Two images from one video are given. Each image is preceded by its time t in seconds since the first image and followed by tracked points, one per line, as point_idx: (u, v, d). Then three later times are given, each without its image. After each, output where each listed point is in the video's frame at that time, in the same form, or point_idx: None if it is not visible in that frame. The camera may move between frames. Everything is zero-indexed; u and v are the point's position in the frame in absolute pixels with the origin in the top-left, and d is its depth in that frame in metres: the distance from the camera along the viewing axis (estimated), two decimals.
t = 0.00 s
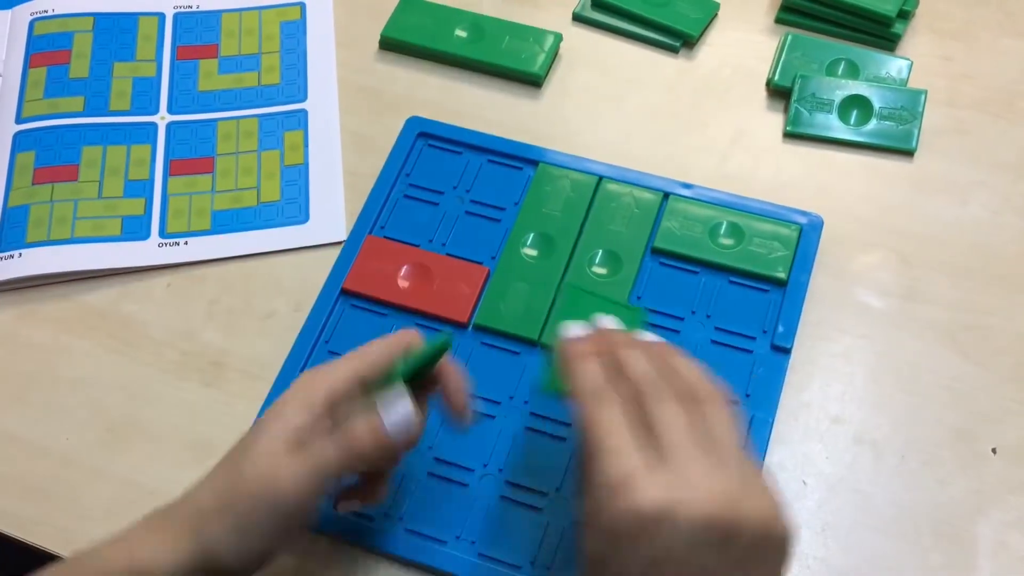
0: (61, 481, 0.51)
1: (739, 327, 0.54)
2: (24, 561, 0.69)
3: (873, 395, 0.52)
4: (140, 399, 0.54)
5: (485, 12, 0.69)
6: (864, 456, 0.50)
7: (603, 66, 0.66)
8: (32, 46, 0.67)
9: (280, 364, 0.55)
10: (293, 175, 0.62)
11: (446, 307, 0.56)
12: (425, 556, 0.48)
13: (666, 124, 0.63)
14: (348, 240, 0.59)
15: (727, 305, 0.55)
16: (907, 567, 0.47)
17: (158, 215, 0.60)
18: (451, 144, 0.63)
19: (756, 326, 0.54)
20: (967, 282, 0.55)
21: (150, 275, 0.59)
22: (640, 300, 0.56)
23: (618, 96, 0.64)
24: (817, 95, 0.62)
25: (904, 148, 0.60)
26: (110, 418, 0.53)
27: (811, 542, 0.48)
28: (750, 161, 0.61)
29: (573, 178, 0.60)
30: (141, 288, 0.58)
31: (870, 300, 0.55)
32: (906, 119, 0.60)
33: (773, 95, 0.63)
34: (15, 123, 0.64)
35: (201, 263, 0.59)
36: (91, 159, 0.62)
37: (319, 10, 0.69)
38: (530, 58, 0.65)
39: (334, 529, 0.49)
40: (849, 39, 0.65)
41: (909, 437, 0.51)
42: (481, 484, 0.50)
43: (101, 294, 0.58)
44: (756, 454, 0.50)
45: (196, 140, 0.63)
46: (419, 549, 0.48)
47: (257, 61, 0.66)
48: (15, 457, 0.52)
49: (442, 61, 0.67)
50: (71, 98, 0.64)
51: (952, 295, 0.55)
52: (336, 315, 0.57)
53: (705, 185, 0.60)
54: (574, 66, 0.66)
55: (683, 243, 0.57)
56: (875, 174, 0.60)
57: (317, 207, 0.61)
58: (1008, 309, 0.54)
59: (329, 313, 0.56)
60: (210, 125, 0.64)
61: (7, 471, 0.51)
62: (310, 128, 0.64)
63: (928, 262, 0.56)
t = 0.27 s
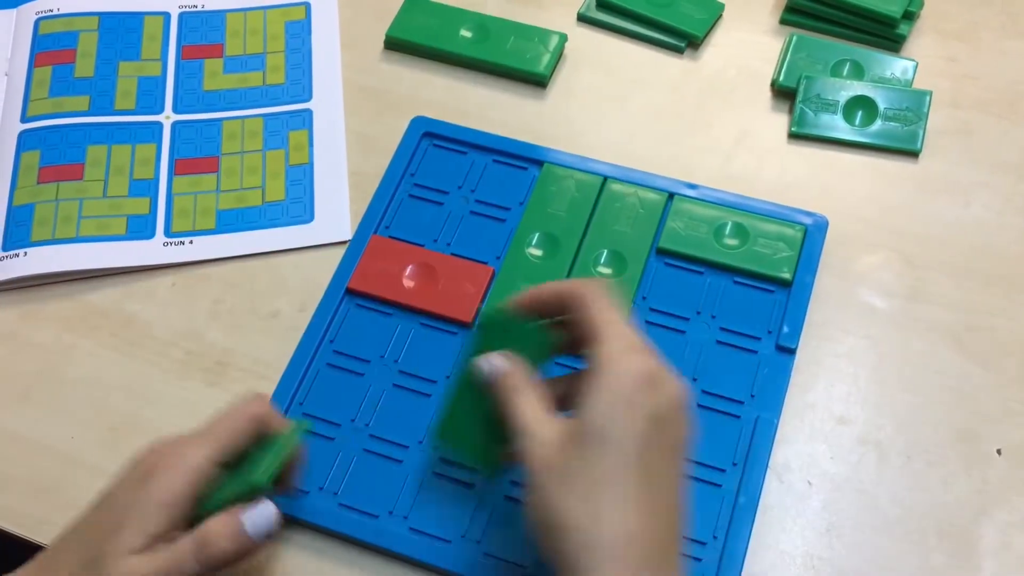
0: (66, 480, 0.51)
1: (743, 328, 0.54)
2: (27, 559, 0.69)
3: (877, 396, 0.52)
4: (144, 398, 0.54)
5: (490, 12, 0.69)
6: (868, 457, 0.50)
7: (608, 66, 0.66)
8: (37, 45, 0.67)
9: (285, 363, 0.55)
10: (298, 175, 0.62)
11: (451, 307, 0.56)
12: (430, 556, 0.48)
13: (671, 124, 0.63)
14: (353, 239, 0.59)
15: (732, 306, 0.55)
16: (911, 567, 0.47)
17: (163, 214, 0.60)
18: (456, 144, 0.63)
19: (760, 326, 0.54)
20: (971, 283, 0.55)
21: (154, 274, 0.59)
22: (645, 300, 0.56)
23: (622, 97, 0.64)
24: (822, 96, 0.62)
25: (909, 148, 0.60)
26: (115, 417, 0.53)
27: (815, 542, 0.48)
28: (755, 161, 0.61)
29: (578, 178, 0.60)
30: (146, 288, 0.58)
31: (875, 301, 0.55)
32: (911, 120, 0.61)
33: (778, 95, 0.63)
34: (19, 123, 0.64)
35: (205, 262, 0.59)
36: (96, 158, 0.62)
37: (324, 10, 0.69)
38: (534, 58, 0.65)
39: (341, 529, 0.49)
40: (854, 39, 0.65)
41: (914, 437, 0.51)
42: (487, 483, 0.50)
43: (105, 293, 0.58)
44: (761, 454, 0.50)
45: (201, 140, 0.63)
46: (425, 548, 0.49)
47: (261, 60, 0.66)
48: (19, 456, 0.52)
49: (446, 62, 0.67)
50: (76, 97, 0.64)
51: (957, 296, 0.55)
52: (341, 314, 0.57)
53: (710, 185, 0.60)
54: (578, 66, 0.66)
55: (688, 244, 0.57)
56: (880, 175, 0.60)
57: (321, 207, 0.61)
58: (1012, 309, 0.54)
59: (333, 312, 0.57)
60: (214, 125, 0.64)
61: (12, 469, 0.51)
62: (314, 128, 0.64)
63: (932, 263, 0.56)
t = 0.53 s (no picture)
0: (67, 480, 0.51)
1: (745, 329, 0.54)
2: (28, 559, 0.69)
3: (879, 397, 0.52)
4: (145, 398, 0.54)
5: (492, 12, 0.69)
6: (871, 458, 0.50)
7: (610, 67, 0.66)
8: (39, 45, 0.67)
9: (286, 363, 0.55)
10: (299, 175, 0.62)
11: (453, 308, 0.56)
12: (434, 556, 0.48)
13: (673, 125, 0.63)
14: (354, 240, 0.59)
15: (734, 307, 0.55)
16: (913, 567, 0.47)
17: (165, 214, 0.60)
18: (458, 145, 0.63)
19: (762, 327, 0.54)
20: (973, 284, 0.55)
21: (156, 274, 0.59)
22: (646, 301, 0.56)
23: (624, 97, 0.64)
24: (824, 96, 0.62)
25: (911, 150, 0.60)
26: (116, 417, 0.53)
27: (818, 543, 0.48)
28: (757, 162, 0.61)
29: (580, 179, 0.60)
30: (148, 288, 0.58)
31: (877, 302, 0.55)
32: (913, 121, 0.60)
33: (780, 96, 0.63)
34: (21, 122, 0.64)
35: (207, 263, 0.59)
36: (98, 158, 0.62)
37: (325, 10, 0.69)
38: (536, 59, 0.65)
39: (344, 530, 0.49)
40: (856, 40, 0.65)
41: (917, 439, 0.51)
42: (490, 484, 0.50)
43: (107, 293, 0.58)
44: (763, 455, 0.50)
45: (203, 139, 0.63)
46: (428, 548, 0.49)
47: (263, 60, 0.66)
48: (21, 456, 0.52)
49: (448, 62, 0.67)
50: (78, 97, 0.64)
51: (959, 298, 0.55)
52: (342, 315, 0.57)
53: (711, 186, 0.60)
54: (580, 66, 0.66)
55: (689, 245, 0.57)
56: (883, 176, 0.60)
57: (323, 207, 0.61)
58: (1015, 311, 0.54)
59: (335, 312, 0.56)
60: (216, 125, 0.64)
61: (13, 470, 0.51)
62: (316, 128, 0.64)
63: (934, 264, 0.56)
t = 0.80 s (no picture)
0: (67, 481, 0.51)
1: (745, 330, 0.54)
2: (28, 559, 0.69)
3: (880, 398, 0.52)
4: (146, 398, 0.54)
5: (492, 12, 0.69)
6: (872, 459, 0.50)
7: (611, 67, 0.66)
8: (39, 45, 0.67)
9: (286, 364, 0.55)
10: (299, 176, 0.62)
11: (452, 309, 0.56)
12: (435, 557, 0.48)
13: (674, 125, 0.63)
14: (354, 241, 0.59)
15: (734, 307, 0.55)
16: (914, 568, 0.47)
17: (165, 214, 0.60)
18: (458, 145, 0.63)
19: (762, 328, 0.54)
20: (975, 284, 0.55)
21: (156, 275, 0.59)
22: (646, 302, 0.55)
23: (625, 97, 0.64)
24: (825, 97, 0.62)
25: (912, 150, 0.60)
26: (117, 417, 0.53)
27: (818, 544, 0.48)
28: (758, 162, 0.61)
29: (579, 180, 0.60)
30: (148, 288, 0.58)
31: (878, 303, 0.55)
32: (914, 121, 0.60)
33: (780, 96, 0.63)
34: (21, 122, 0.64)
35: (207, 263, 0.59)
36: (98, 159, 0.62)
37: (326, 10, 0.69)
38: (537, 59, 0.65)
39: (344, 532, 0.49)
40: (856, 41, 0.65)
41: (918, 439, 0.50)
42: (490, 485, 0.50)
43: (107, 293, 0.58)
44: (764, 456, 0.50)
45: (203, 140, 0.63)
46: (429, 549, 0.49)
47: (263, 61, 0.66)
48: (21, 456, 0.52)
49: (448, 62, 0.67)
50: (77, 97, 0.64)
51: (960, 298, 0.55)
52: (342, 316, 0.57)
53: (711, 186, 0.60)
54: (581, 66, 0.66)
55: (689, 246, 0.57)
56: (884, 176, 0.60)
57: (323, 208, 0.60)
58: (1016, 311, 0.54)
59: (334, 314, 0.56)
60: (216, 125, 0.63)
61: (13, 470, 0.51)
62: (316, 128, 0.63)
63: (935, 265, 0.56)
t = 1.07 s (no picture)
0: (65, 482, 0.51)
1: (744, 330, 0.54)
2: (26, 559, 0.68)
3: (880, 398, 0.52)
4: (144, 399, 0.54)
5: (491, 12, 0.69)
6: (872, 459, 0.50)
7: (609, 66, 0.66)
8: (36, 45, 0.67)
9: (284, 365, 0.55)
10: (297, 176, 0.61)
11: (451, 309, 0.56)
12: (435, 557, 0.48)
13: (673, 125, 0.62)
14: (352, 241, 0.59)
15: (733, 308, 0.55)
16: (914, 568, 0.47)
17: (163, 214, 0.60)
18: (456, 145, 0.63)
19: (761, 329, 0.54)
20: (974, 284, 0.55)
21: (154, 275, 0.58)
22: (645, 302, 0.55)
23: (624, 97, 0.64)
24: (824, 96, 0.62)
25: (912, 149, 0.60)
26: (115, 418, 0.53)
27: (818, 545, 0.48)
28: (758, 162, 0.61)
29: (577, 180, 0.60)
30: (146, 289, 0.58)
31: (878, 303, 0.55)
32: (913, 121, 0.60)
33: (780, 96, 0.63)
34: (18, 122, 0.63)
35: (206, 263, 0.59)
36: (95, 159, 0.62)
37: (324, 10, 0.69)
38: (535, 58, 0.65)
39: (343, 533, 0.49)
40: (855, 40, 0.65)
41: (918, 440, 0.50)
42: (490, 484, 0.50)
43: (105, 294, 0.58)
44: (763, 457, 0.50)
45: (201, 140, 0.63)
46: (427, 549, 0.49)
47: (261, 60, 0.66)
48: (19, 457, 0.52)
49: (447, 62, 0.67)
50: (75, 97, 0.64)
51: (960, 298, 0.55)
52: (340, 316, 0.56)
53: (710, 186, 0.60)
54: (579, 66, 0.66)
55: (688, 246, 0.57)
56: (883, 175, 0.59)
57: (321, 208, 0.60)
58: (1015, 311, 0.54)
59: (332, 314, 0.56)
60: (214, 125, 0.63)
61: (11, 471, 0.51)
62: (314, 128, 0.63)
63: (934, 265, 0.56)
